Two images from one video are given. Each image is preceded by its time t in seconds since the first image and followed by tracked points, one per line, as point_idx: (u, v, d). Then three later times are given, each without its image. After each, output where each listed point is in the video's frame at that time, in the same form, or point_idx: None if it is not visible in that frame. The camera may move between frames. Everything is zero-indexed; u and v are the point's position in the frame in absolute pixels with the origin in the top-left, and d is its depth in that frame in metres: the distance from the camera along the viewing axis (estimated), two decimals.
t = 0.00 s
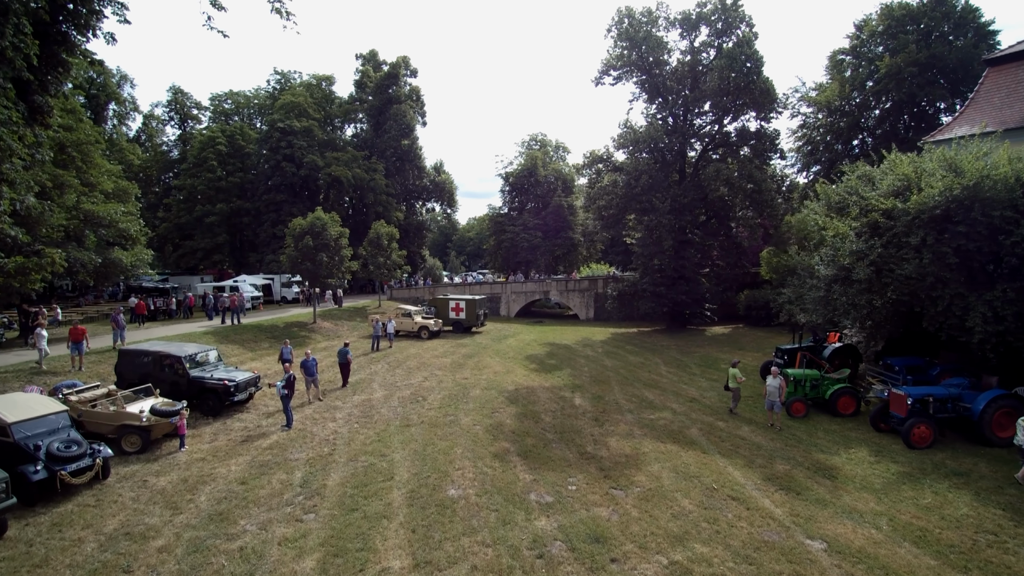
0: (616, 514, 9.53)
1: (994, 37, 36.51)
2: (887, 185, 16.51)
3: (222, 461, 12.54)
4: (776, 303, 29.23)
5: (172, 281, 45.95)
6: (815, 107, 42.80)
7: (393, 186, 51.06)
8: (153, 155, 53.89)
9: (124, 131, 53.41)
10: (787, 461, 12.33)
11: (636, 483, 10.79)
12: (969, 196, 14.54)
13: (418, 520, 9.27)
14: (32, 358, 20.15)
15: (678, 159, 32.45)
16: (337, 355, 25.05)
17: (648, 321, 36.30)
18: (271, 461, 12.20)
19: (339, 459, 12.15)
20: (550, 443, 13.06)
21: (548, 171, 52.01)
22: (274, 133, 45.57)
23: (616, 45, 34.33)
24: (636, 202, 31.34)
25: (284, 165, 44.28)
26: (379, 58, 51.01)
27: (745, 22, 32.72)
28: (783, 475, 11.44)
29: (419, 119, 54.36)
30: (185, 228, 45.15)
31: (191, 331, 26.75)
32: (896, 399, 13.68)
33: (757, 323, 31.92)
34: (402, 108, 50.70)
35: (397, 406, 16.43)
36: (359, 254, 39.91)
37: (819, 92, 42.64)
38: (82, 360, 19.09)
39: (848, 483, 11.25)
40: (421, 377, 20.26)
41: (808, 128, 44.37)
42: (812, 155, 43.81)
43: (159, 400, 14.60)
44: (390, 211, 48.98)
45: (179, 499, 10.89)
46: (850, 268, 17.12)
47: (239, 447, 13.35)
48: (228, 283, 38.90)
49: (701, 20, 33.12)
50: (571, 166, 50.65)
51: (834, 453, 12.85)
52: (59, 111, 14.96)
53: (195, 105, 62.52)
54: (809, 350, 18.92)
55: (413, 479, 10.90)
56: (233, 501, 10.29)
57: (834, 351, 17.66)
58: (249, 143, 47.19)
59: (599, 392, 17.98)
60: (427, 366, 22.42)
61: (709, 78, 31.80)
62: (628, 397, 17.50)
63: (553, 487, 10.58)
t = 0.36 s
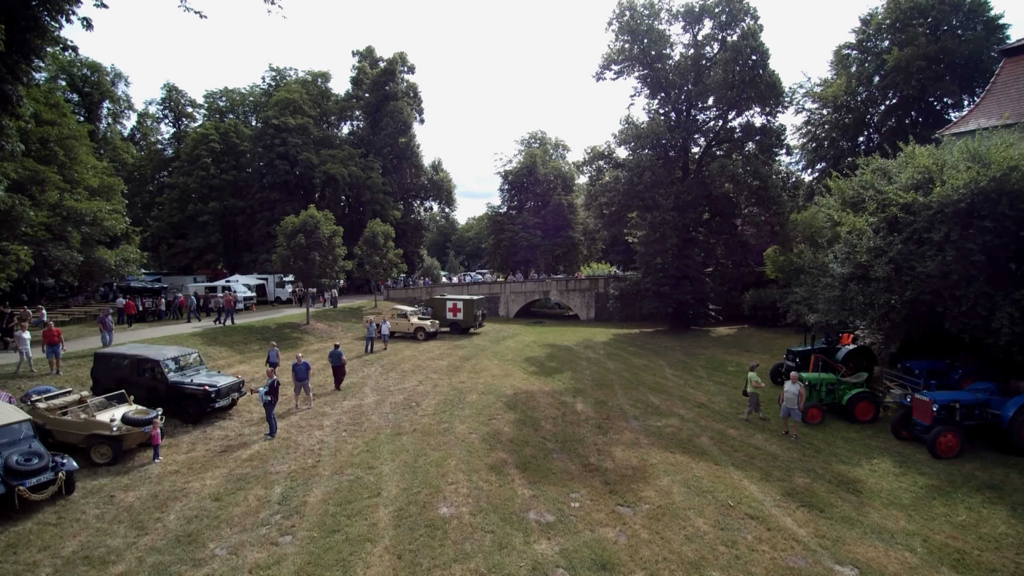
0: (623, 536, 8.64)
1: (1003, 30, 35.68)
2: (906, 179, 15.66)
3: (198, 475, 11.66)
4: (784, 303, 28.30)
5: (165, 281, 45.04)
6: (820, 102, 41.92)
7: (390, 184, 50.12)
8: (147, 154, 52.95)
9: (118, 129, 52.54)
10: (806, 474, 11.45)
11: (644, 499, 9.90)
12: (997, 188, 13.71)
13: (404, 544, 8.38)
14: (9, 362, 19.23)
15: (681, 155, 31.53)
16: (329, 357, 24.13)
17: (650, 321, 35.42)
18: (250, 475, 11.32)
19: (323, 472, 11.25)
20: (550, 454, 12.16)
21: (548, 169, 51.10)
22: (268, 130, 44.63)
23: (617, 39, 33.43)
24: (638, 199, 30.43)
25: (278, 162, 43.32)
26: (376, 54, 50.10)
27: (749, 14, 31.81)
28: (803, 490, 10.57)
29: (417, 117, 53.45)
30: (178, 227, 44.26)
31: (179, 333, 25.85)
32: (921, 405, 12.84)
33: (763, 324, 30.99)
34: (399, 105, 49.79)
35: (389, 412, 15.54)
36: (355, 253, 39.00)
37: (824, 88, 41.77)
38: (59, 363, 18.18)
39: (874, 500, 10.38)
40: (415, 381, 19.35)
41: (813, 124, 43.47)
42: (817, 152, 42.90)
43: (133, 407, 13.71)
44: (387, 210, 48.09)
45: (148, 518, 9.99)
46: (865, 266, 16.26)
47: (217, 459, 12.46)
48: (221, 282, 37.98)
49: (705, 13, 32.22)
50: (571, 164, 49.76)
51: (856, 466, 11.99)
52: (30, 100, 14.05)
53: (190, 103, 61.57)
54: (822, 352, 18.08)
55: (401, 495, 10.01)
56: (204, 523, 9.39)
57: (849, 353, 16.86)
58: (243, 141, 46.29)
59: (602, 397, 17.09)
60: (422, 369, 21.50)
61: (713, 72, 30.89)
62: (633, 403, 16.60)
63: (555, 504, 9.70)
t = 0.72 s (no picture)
0: (631, 558, 7.89)
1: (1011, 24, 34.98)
2: (923, 172, 14.98)
3: (173, 487, 10.90)
4: (790, 303, 27.55)
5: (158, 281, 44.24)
6: (824, 99, 41.17)
7: (387, 182, 49.33)
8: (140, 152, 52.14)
9: (111, 127, 51.74)
10: (824, 486, 10.70)
11: (652, 515, 9.15)
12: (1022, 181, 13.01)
13: (391, 567, 7.60)
14: None
15: (683, 151, 30.75)
16: (321, 359, 23.32)
17: (651, 321, 34.65)
18: (229, 487, 10.57)
19: (307, 484, 10.48)
20: (551, 463, 11.39)
21: (547, 167, 50.36)
22: (262, 127, 43.78)
23: (618, 33, 32.62)
24: (640, 196, 29.66)
25: (272, 160, 42.47)
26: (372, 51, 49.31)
27: (753, 7, 31.06)
28: (823, 504, 9.83)
29: (414, 114, 52.65)
30: (171, 226, 43.47)
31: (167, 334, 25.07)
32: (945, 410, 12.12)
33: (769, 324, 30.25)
34: (396, 102, 48.99)
35: (380, 417, 14.78)
36: (350, 252, 38.24)
37: (828, 84, 41.04)
38: (37, 366, 17.38)
39: (900, 515, 9.65)
40: (410, 384, 18.56)
41: (817, 121, 42.74)
42: (821, 149, 42.16)
43: (109, 413, 12.99)
44: (384, 208, 47.35)
45: (115, 536, 9.22)
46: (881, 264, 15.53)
47: (195, 469, 11.68)
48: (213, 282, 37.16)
49: (708, 6, 31.45)
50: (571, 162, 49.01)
51: (876, 476, 11.27)
52: None
53: (184, 100, 60.70)
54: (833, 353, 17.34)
55: (390, 510, 9.25)
56: (175, 542, 8.64)
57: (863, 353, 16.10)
58: (237, 138, 45.50)
59: (605, 400, 16.32)
60: (417, 372, 20.73)
61: (716, 66, 30.11)
62: (637, 407, 15.86)
63: (557, 521, 8.93)
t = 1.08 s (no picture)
0: None
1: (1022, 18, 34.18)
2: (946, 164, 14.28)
3: (146, 502, 10.10)
4: (798, 303, 26.73)
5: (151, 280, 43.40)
6: (830, 95, 40.34)
7: (385, 180, 48.52)
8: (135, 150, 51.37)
9: (106, 125, 50.97)
10: (848, 501, 9.92)
11: (665, 535, 8.35)
12: None
13: None
14: None
15: (687, 147, 29.97)
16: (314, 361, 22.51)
17: (654, 322, 33.85)
18: (204, 503, 9.77)
19: (289, 499, 9.70)
20: (553, 475, 10.59)
21: (547, 165, 49.56)
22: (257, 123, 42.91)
23: (621, 26, 31.78)
24: (643, 192, 28.88)
25: (267, 158, 41.58)
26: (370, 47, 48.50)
27: None
28: (849, 522, 9.04)
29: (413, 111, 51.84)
30: (164, 225, 42.64)
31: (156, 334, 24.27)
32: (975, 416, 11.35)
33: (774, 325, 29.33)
34: (393, 98, 48.17)
35: (372, 423, 13.97)
36: (347, 251, 37.44)
37: (835, 80, 40.23)
38: (14, 368, 16.58)
39: (934, 533, 8.86)
40: (405, 387, 17.75)
41: (822, 118, 41.93)
42: (827, 146, 41.34)
43: (81, 420, 12.20)
44: (382, 207, 46.58)
45: (76, 556, 8.42)
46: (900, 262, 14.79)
47: (171, 481, 10.89)
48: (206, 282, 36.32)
49: None
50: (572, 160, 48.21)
51: (903, 490, 10.50)
52: None
53: (180, 98, 59.89)
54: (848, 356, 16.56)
55: (377, 530, 8.45)
56: (141, 566, 7.84)
57: (882, 354, 15.28)
58: (232, 135, 44.66)
59: (609, 405, 15.50)
60: (413, 374, 19.92)
61: (721, 60, 29.28)
62: (643, 412, 15.05)
63: (560, 542, 8.12)
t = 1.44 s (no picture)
0: None
1: None
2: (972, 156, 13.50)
3: (116, 522, 9.30)
4: (806, 303, 25.91)
5: (144, 281, 42.52)
6: (837, 91, 39.54)
7: (383, 179, 47.74)
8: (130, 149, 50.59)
9: (101, 124, 50.21)
10: (879, 521, 9.12)
11: (684, 561, 7.54)
12: None
13: None
14: None
15: (692, 144, 29.17)
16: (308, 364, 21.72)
17: (657, 323, 33.05)
18: (179, 523, 8.98)
19: (270, 519, 8.91)
20: (559, 490, 9.78)
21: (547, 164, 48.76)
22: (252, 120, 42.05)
23: (624, 20, 30.92)
24: (647, 189, 28.03)
25: (262, 155, 40.70)
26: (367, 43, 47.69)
27: None
28: (885, 545, 8.24)
29: (411, 108, 51.02)
30: (157, 224, 41.76)
31: (145, 335, 23.46)
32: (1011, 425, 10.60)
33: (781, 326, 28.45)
34: (391, 95, 47.35)
35: (365, 432, 13.18)
36: (343, 251, 36.64)
37: (841, 76, 39.41)
38: None
39: (979, 559, 8.06)
40: (401, 392, 16.91)
41: (828, 115, 41.13)
42: (833, 144, 40.56)
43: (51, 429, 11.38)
44: (379, 206, 45.77)
45: None
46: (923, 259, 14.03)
47: (146, 498, 10.09)
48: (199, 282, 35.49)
49: None
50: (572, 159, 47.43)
51: (937, 508, 9.72)
52: None
53: (175, 95, 59.03)
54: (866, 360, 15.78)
55: (365, 555, 7.65)
56: None
57: (902, 357, 14.52)
58: (227, 133, 43.78)
59: (616, 412, 14.67)
60: (410, 378, 19.12)
61: (727, 54, 28.42)
62: (652, 419, 14.26)
63: (568, 569, 7.32)
